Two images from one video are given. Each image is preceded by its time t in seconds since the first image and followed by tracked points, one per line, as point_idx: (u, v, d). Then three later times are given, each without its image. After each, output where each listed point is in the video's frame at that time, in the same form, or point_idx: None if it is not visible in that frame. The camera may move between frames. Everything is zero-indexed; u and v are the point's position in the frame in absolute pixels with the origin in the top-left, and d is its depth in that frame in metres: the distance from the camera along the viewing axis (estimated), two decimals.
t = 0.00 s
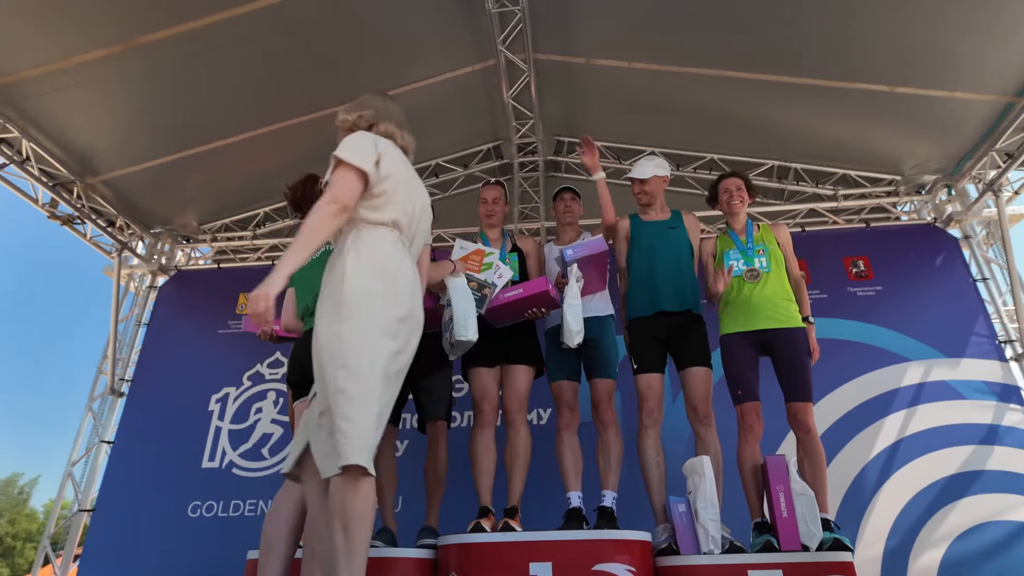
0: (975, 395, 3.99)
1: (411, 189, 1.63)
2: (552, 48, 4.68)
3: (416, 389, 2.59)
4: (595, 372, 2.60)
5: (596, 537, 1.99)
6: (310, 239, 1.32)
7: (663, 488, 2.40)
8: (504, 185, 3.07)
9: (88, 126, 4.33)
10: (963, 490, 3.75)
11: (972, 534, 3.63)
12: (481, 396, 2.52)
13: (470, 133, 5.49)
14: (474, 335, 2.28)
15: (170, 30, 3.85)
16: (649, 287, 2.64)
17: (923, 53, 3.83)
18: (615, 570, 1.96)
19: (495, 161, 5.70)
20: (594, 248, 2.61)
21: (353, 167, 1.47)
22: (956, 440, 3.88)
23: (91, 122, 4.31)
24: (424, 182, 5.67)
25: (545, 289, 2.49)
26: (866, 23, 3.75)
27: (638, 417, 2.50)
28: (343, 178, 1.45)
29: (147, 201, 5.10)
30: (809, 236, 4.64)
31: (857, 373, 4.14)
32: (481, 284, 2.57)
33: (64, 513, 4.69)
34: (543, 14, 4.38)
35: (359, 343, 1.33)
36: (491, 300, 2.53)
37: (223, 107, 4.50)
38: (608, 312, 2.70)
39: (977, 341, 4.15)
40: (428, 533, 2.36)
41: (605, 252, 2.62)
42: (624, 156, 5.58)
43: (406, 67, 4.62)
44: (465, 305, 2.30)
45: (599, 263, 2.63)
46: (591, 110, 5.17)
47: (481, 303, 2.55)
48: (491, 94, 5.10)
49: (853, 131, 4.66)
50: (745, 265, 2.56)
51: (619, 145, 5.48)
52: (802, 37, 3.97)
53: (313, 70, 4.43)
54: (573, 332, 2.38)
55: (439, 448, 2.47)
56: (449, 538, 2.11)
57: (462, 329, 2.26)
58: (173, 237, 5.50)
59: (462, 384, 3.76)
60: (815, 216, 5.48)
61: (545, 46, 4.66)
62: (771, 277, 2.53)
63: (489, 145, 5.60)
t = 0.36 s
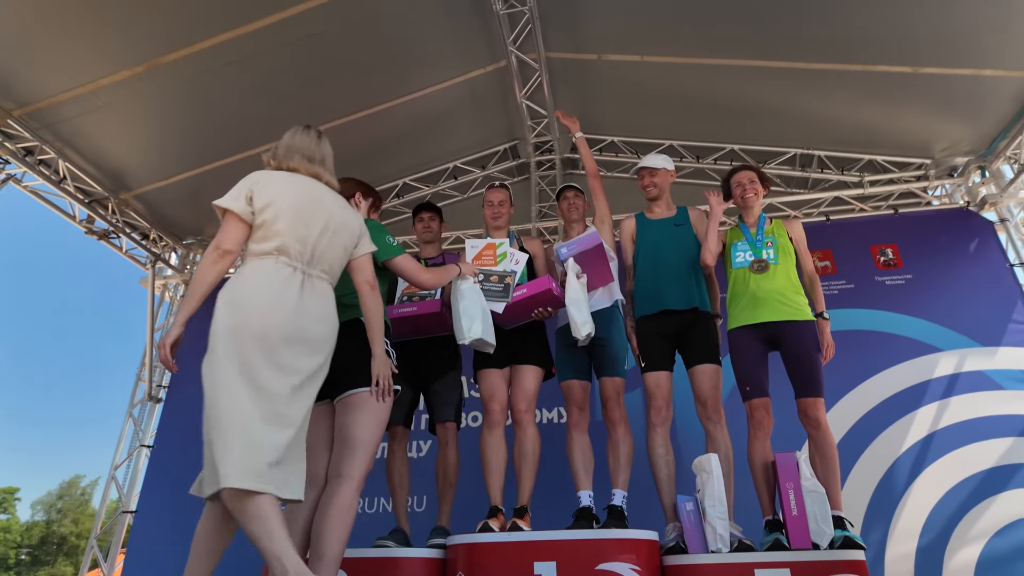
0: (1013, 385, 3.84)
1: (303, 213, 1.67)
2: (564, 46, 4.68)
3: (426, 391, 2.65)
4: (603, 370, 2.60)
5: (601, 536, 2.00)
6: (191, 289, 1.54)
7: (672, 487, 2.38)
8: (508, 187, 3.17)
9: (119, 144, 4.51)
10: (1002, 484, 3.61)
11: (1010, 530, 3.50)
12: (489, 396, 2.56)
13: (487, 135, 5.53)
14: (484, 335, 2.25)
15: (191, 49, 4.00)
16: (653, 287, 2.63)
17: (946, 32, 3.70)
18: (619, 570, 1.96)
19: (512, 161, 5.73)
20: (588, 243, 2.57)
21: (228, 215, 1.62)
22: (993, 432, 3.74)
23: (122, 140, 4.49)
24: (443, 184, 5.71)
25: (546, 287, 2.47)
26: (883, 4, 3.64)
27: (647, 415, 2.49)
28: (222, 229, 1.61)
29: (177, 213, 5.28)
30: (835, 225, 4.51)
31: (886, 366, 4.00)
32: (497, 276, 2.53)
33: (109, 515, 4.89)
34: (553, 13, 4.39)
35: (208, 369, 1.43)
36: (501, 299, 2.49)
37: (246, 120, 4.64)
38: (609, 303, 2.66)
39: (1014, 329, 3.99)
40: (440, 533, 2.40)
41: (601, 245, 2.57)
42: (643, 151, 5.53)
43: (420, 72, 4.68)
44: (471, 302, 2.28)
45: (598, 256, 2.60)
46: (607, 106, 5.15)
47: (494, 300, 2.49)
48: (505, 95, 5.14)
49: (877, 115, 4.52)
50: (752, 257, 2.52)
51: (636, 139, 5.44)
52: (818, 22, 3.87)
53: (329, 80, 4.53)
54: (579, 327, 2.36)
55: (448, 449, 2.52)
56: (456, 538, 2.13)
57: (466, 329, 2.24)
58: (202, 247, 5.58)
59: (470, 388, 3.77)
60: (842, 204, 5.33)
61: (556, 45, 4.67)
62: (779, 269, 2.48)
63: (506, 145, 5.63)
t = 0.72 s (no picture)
0: None
1: (214, 223, 1.74)
2: (567, 39, 4.66)
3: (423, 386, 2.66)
4: (598, 362, 2.60)
5: (591, 528, 1.98)
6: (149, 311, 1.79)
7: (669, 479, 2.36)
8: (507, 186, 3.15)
9: (135, 152, 4.63)
10: None
11: None
12: (484, 390, 2.56)
13: (495, 130, 5.54)
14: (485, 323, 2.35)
15: (198, 57, 4.09)
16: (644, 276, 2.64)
17: (959, 6, 3.57)
18: (609, 563, 1.94)
19: (521, 156, 5.73)
20: (582, 235, 2.54)
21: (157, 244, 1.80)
22: (1018, 420, 3.61)
23: (138, 148, 4.61)
24: (452, 181, 5.74)
25: (535, 274, 2.45)
26: None
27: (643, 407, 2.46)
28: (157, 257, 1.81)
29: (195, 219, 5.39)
30: (850, 209, 4.37)
31: (904, 355, 3.88)
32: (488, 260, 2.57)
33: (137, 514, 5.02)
34: (554, 6, 4.37)
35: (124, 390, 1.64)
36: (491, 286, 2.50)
37: (255, 126, 4.72)
38: (605, 295, 2.65)
39: None
40: (437, 526, 2.42)
41: (595, 237, 2.54)
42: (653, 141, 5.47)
43: (424, 70, 4.71)
44: (471, 292, 2.36)
45: (592, 248, 2.56)
46: (614, 97, 5.11)
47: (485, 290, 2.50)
48: (511, 90, 5.15)
49: (893, 95, 4.38)
50: (748, 244, 2.47)
51: (645, 129, 5.38)
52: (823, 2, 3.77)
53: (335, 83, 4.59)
54: (566, 321, 2.39)
55: (445, 445, 2.52)
56: (448, 531, 2.14)
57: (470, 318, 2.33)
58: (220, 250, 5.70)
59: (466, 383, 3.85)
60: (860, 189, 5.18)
61: (559, 37, 4.65)
62: (776, 255, 2.42)
63: (514, 140, 5.64)
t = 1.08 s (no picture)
0: None
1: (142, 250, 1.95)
2: (569, 34, 4.65)
3: (423, 386, 2.68)
4: (595, 360, 2.60)
5: (581, 526, 1.99)
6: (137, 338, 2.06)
7: (665, 476, 2.35)
8: (507, 183, 3.06)
9: (151, 162, 4.76)
10: None
11: None
12: (481, 389, 2.60)
13: (503, 128, 5.57)
14: (442, 307, 2.38)
15: (205, 66, 4.17)
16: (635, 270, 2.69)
17: None
18: (597, 561, 1.95)
19: (529, 153, 5.76)
20: (573, 235, 2.54)
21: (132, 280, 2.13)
22: None
23: (154, 157, 4.74)
24: (462, 181, 5.82)
25: (525, 272, 2.46)
26: None
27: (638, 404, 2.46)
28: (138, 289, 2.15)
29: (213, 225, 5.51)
30: (865, 198, 4.26)
31: (919, 346, 3.78)
32: (474, 256, 2.62)
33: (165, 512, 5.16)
34: (555, 2, 4.37)
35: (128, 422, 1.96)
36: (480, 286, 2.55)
37: (267, 134, 4.81)
38: (600, 295, 2.66)
39: None
40: (436, 524, 2.45)
41: (585, 235, 2.54)
42: (662, 133, 5.42)
43: (429, 71, 4.75)
44: (438, 276, 2.42)
45: (583, 247, 2.56)
46: (620, 91, 5.08)
47: (474, 290, 2.57)
48: (515, 87, 5.18)
49: (906, 79, 4.26)
50: (741, 240, 2.46)
51: (653, 122, 5.34)
52: None
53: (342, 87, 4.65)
54: (562, 318, 2.40)
55: (443, 443, 2.55)
56: (442, 529, 2.17)
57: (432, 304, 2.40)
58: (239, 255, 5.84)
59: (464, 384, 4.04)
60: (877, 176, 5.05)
61: (561, 33, 4.64)
62: (769, 250, 2.40)
63: (522, 138, 5.69)
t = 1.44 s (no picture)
0: None
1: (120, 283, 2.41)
2: (569, 28, 4.65)
3: (421, 380, 2.74)
4: (590, 354, 2.64)
5: (571, 516, 2.04)
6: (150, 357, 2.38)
7: (657, 467, 2.38)
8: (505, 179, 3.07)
9: (162, 162, 4.86)
10: None
11: None
12: (477, 384, 2.66)
13: (506, 122, 5.60)
14: (450, 299, 2.54)
15: (210, 68, 4.24)
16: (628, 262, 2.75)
17: None
18: (586, 550, 2.00)
19: (533, 147, 5.79)
20: (564, 228, 2.54)
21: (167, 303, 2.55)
22: None
23: (163, 158, 4.84)
24: (466, 176, 5.88)
25: (517, 265, 2.54)
26: None
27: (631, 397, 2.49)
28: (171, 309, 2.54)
29: (224, 223, 5.61)
30: (869, 186, 4.22)
31: (921, 337, 3.76)
32: (463, 256, 2.71)
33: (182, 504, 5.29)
34: None
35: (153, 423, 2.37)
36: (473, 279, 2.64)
37: (272, 133, 4.88)
38: (593, 293, 2.74)
39: None
40: (434, 515, 2.52)
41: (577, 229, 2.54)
42: (666, 125, 5.41)
43: (430, 68, 4.78)
44: (443, 277, 2.58)
45: (576, 239, 2.57)
46: (622, 83, 5.09)
47: (470, 283, 2.65)
48: (517, 81, 5.20)
49: (911, 66, 4.21)
50: (732, 234, 2.48)
51: (656, 114, 5.33)
52: None
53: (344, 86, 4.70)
54: (550, 313, 2.45)
55: (440, 436, 2.62)
56: (437, 520, 2.23)
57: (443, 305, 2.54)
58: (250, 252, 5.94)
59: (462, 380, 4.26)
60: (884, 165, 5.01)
61: (561, 27, 4.64)
62: (760, 244, 2.42)
63: (525, 132, 5.71)
